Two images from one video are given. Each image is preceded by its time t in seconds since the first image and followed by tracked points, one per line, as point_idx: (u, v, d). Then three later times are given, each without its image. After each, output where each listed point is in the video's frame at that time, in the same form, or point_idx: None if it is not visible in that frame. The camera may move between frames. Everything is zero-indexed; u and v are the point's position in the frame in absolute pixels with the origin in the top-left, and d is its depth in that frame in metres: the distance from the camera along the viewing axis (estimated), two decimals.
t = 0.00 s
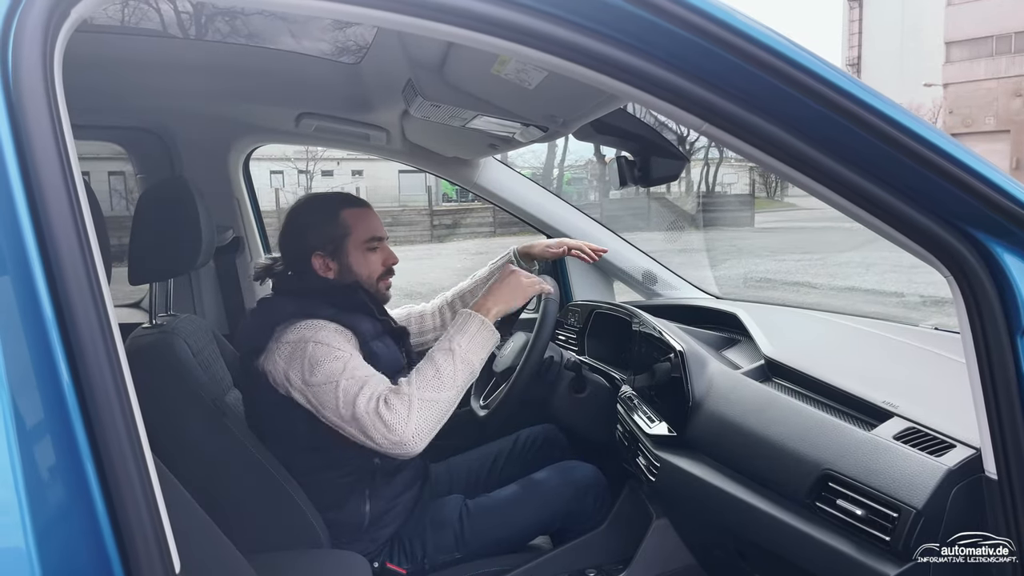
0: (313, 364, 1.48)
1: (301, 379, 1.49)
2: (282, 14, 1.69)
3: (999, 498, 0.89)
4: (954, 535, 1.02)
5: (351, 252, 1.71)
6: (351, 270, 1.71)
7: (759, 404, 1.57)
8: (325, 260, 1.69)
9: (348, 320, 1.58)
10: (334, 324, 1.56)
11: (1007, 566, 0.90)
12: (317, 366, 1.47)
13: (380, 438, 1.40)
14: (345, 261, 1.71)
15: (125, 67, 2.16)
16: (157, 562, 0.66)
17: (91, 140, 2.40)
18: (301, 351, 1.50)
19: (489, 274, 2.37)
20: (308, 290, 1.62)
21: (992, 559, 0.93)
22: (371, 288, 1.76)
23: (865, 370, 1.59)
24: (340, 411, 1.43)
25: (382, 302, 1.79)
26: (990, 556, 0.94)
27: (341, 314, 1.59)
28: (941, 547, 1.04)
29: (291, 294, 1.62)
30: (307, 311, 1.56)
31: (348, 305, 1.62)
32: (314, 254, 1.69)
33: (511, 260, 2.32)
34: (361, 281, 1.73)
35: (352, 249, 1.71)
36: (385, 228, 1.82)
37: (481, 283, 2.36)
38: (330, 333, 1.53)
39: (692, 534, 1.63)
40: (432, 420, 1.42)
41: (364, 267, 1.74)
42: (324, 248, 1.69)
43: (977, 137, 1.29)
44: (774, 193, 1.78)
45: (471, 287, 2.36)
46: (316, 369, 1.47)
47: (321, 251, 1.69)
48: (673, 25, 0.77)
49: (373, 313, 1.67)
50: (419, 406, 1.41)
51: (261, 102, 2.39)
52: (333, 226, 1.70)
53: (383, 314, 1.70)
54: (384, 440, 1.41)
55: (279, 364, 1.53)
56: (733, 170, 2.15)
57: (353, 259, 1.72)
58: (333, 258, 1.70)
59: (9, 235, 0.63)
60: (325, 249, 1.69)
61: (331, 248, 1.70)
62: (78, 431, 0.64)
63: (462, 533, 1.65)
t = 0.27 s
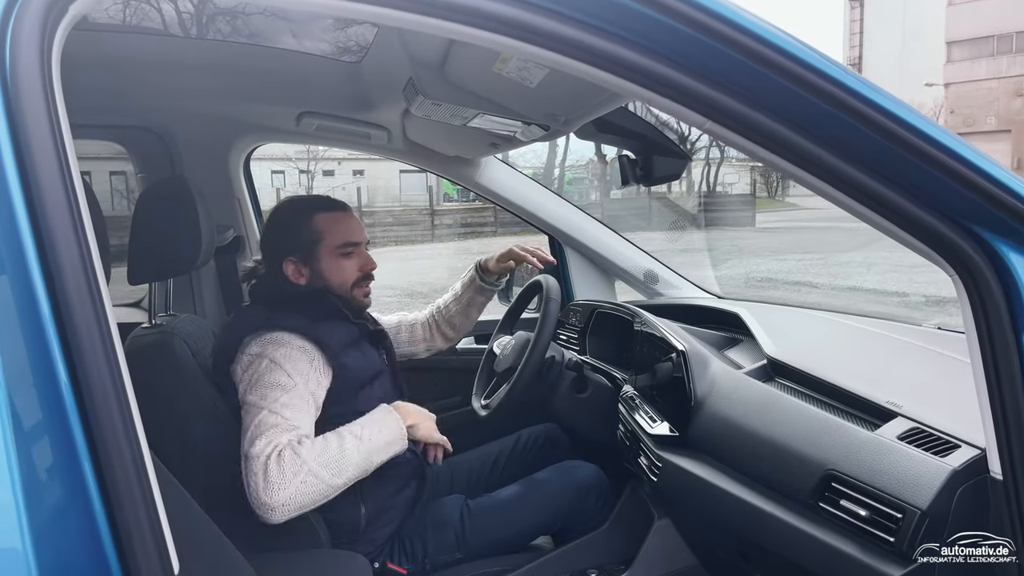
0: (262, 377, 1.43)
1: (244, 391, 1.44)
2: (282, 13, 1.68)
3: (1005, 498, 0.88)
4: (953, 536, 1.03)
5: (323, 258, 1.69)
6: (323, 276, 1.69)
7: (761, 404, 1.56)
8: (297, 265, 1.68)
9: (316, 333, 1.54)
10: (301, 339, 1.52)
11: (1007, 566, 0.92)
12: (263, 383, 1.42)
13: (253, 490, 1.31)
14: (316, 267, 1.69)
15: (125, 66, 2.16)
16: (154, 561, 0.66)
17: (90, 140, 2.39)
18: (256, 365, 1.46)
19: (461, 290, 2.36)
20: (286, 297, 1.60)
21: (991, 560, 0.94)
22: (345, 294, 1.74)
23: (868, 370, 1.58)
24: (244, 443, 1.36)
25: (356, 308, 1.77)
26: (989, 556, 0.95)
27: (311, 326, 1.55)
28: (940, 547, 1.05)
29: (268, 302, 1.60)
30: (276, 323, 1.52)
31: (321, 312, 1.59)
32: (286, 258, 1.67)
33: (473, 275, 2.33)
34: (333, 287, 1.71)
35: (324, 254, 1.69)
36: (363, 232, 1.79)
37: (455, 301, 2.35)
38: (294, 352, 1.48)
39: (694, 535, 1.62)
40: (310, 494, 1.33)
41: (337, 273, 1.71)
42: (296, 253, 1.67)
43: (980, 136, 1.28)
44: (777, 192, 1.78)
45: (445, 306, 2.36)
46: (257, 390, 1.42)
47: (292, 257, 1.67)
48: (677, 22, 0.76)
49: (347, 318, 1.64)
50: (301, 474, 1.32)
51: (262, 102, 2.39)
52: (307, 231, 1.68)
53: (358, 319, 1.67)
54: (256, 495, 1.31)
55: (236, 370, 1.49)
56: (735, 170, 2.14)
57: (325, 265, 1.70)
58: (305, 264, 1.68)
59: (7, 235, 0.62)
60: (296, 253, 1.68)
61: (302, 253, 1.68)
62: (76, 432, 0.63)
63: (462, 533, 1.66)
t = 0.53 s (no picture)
0: (252, 391, 1.42)
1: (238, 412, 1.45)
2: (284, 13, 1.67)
3: (1013, 502, 0.87)
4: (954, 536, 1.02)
5: (321, 266, 1.69)
6: (319, 284, 1.69)
7: (765, 406, 1.55)
8: (295, 271, 1.69)
9: (312, 343, 1.52)
10: (296, 348, 1.51)
11: (1006, 566, 0.92)
12: (250, 397, 1.41)
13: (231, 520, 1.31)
14: (314, 274, 1.70)
15: (126, 66, 2.15)
16: (152, 564, 0.65)
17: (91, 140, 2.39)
18: (247, 380, 1.46)
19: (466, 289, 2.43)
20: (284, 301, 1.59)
21: (991, 559, 0.94)
22: (344, 302, 1.72)
23: (872, 372, 1.57)
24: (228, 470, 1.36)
25: (358, 318, 1.75)
26: (989, 556, 0.94)
27: (308, 335, 1.54)
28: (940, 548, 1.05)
29: (264, 305, 1.59)
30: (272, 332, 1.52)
31: (318, 320, 1.58)
32: (286, 264, 1.70)
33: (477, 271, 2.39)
34: (331, 294, 1.71)
35: (322, 260, 1.69)
36: (368, 241, 1.77)
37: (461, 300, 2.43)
38: (285, 364, 1.47)
39: (697, 538, 1.61)
40: (273, 522, 1.27)
41: (335, 282, 1.71)
42: (294, 259, 1.69)
43: (985, 137, 1.27)
44: (780, 193, 1.77)
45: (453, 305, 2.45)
46: (243, 408, 1.41)
47: (292, 263, 1.69)
48: (682, 21, 0.75)
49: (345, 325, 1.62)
50: (256, 502, 1.26)
51: (263, 102, 2.38)
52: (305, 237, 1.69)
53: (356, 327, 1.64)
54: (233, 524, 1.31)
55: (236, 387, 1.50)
56: (738, 170, 2.13)
57: (323, 273, 1.70)
58: (304, 270, 1.70)
59: (3, 235, 0.61)
60: (295, 259, 1.69)
61: (300, 259, 1.69)
62: (72, 435, 0.62)
63: (463, 535, 1.66)
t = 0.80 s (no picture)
0: (247, 393, 1.41)
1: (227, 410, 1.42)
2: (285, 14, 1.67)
3: (1017, 506, 0.87)
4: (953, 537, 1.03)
5: (321, 268, 1.69)
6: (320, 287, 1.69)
7: (768, 407, 1.55)
8: (295, 274, 1.68)
9: (315, 351, 1.50)
10: (298, 356, 1.49)
11: (1007, 565, 0.92)
12: (244, 399, 1.40)
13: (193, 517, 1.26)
14: (315, 277, 1.69)
15: (129, 67, 2.15)
16: (155, 566, 0.65)
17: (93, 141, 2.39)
18: (246, 382, 1.44)
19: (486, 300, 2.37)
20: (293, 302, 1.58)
21: (991, 559, 0.95)
22: (346, 304, 1.72)
23: (875, 374, 1.57)
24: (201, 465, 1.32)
25: (359, 320, 1.75)
26: (989, 556, 0.96)
27: (310, 342, 1.52)
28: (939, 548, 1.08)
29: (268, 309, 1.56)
30: (275, 335, 1.50)
31: (322, 328, 1.56)
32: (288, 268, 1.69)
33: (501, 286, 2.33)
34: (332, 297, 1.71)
35: (321, 262, 1.69)
36: (367, 242, 1.77)
37: (479, 310, 2.36)
38: (287, 372, 1.45)
39: (699, 540, 1.61)
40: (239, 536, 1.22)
41: (335, 284, 1.71)
42: (296, 262, 1.68)
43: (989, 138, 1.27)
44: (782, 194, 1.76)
45: (468, 313, 2.37)
46: (236, 409, 1.39)
47: (292, 266, 1.69)
48: (686, 24, 0.75)
49: (350, 330, 1.61)
50: (228, 512, 1.22)
51: (265, 103, 2.38)
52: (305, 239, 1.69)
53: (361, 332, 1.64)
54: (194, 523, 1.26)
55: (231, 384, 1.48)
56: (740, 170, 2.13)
57: (323, 275, 1.70)
58: (305, 273, 1.69)
59: (4, 236, 0.61)
60: (296, 262, 1.69)
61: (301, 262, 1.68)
62: (74, 437, 0.62)
63: (465, 536, 1.65)
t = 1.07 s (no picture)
0: (243, 409, 1.39)
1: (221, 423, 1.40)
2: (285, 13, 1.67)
3: (1013, 505, 0.86)
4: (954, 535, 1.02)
5: (328, 277, 1.63)
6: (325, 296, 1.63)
7: (766, 407, 1.55)
8: (302, 282, 1.63)
9: (316, 367, 1.46)
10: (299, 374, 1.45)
11: (1006, 565, 0.91)
12: (238, 417, 1.38)
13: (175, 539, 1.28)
14: (321, 286, 1.63)
15: (127, 66, 2.16)
16: (149, 564, 0.64)
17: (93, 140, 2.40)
18: (242, 397, 1.41)
19: (486, 308, 2.31)
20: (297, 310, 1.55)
21: (991, 559, 0.93)
22: (352, 316, 1.65)
23: (873, 373, 1.57)
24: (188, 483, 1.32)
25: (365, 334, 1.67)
26: (989, 556, 0.94)
27: (311, 358, 1.47)
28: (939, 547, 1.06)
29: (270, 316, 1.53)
30: (275, 349, 1.45)
31: (325, 342, 1.51)
32: (296, 274, 1.63)
33: (500, 293, 2.26)
34: (338, 307, 1.64)
35: (329, 270, 1.63)
36: (380, 253, 1.70)
37: (480, 318, 2.31)
38: (285, 390, 1.41)
39: (697, 540, 1.61)
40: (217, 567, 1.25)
41: (342, 295, 1.64)
42: (303, 270, 1.63)
43: (988, 137, 1.27)
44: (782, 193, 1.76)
45: (469, 321, 2.33)
46: (228, 427, 1.37)
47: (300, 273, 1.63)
48: (681, 23, 0.75)
49: (355, 344, 1.57)
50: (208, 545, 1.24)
51: (264, 102, 2.39)
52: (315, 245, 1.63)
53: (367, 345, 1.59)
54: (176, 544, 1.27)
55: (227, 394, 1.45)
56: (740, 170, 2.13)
57: (330, 284, 1.63)
58: (313, 279, 1.63)
59: None
60: (303, 270, 1.63)
61: (310, 268, 1.63)
62: (69, 435, 0.62)
63: (464, 536, 1.66)
